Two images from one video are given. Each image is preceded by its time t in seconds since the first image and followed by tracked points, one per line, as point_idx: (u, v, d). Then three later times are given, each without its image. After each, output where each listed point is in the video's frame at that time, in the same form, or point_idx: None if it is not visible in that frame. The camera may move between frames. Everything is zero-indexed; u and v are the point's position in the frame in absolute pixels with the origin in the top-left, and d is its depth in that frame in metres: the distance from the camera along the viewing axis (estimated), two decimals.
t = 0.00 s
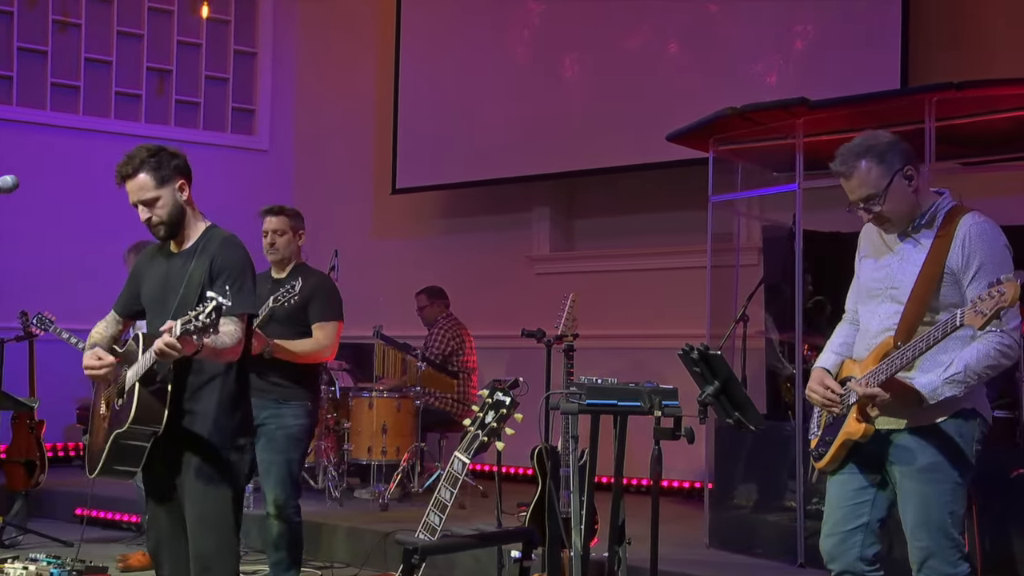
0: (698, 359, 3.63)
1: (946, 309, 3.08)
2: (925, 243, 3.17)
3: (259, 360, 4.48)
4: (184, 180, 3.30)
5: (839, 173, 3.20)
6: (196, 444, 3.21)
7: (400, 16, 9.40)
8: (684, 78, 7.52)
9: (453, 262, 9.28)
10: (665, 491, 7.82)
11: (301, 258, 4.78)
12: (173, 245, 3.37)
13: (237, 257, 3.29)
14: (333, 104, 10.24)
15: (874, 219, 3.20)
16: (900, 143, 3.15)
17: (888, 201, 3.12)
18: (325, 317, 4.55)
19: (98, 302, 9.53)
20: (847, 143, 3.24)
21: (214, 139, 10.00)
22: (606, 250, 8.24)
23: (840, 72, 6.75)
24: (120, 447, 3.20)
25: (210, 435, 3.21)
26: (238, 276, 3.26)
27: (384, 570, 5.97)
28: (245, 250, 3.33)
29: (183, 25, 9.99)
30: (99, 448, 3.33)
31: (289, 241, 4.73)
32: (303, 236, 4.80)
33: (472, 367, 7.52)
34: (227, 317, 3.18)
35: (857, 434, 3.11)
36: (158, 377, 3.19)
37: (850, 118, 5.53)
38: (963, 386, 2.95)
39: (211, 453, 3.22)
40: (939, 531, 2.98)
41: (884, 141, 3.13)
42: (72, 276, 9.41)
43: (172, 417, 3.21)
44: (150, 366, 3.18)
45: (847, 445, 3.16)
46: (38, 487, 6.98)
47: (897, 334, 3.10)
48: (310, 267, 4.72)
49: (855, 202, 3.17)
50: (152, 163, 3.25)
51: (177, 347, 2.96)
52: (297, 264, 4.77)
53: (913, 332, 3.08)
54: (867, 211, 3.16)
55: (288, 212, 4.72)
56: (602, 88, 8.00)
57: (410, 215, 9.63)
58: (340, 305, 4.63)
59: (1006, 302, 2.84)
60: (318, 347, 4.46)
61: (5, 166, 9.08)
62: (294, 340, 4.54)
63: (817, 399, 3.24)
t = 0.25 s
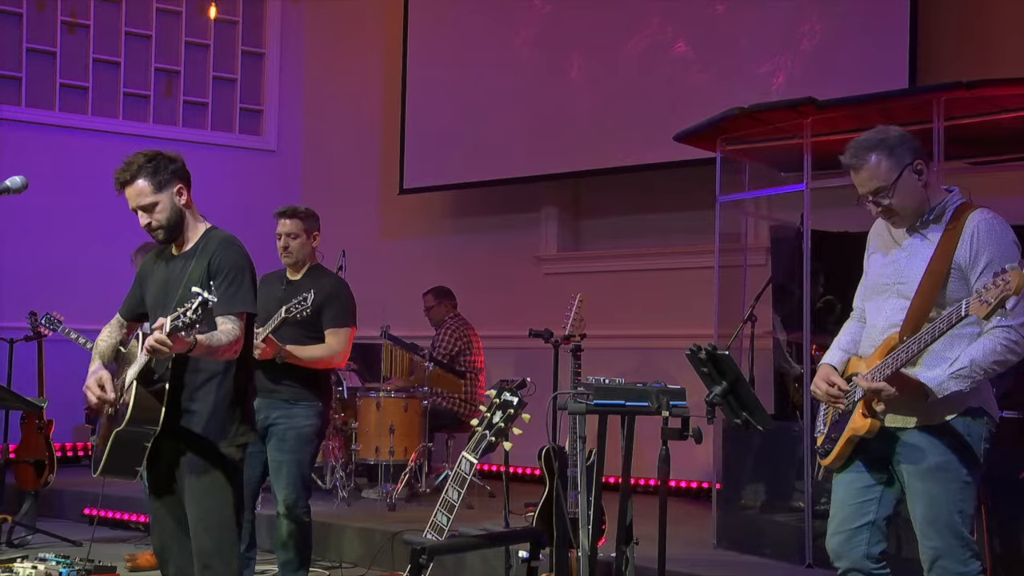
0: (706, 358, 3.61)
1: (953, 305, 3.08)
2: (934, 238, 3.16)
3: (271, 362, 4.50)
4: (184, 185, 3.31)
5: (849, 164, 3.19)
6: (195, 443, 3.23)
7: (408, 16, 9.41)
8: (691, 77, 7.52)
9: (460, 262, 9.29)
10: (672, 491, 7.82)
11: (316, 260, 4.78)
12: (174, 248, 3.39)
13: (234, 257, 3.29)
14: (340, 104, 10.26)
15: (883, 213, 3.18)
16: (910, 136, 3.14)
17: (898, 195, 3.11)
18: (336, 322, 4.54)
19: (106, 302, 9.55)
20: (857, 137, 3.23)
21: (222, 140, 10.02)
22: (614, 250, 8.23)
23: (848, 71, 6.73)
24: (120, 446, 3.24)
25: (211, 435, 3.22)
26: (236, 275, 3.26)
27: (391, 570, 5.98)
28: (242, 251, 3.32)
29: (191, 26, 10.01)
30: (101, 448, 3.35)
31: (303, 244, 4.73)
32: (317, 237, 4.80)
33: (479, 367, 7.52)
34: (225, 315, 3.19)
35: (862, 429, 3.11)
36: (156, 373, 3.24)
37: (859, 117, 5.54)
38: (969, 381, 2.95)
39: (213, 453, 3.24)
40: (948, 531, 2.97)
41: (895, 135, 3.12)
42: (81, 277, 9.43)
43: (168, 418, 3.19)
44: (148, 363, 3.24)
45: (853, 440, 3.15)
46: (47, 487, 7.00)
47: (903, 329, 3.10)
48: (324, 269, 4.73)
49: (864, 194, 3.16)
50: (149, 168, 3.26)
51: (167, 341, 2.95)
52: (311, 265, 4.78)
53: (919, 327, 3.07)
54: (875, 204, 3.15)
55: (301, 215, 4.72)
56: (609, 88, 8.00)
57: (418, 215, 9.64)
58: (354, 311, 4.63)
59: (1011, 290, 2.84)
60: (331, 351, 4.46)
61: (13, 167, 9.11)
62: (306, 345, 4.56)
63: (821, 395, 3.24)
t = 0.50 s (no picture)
0: (714, 359, 3.61)
1: (961, 308, 3.07)
2: (943, 241, 3.15)
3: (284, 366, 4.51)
4: (191, 185, 3.33)
5: (854, 170, 3.18)
6: (196, 441, 3.24)
7: (416, 16, 9.41)
8: (699, 77, 7.51)
9: (469, 262, 9.29)
10: (680, 492, 7.82)
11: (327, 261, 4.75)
12: (180, 248, 3.40)
13: (238, 257, 3.29)
14: (349, 104, 10.27)
15: (890, 217, 3.17)
16: (917, 141, 3.13)
17: (905, 200, 3.11)
18: (346, 325, 4.55)
19: (115, 303, 9.58)
20: (864, 142, 3.22)
21: (231, 140, 10.04)
22: (622, 251, 8.23)
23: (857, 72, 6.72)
24: (122, 444, 3.22)
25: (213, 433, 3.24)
26: (242, 276, 3.27)
27: (399, 570, 5.98)
28: (246, 252, 3.33)
29: (200, 26, 10.03)
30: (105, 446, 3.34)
31: (313, 248, 4.69)
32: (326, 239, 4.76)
33: (487, 367, 7.52)
34: (230, 317, 3.20)
35: (871, 432, 3.10)
36: (160, 370, 3.23)
37: (867, 117, 5.53)
38: (979, 385, 2.94)
39: (214, 451, 3.25)
40: (956, 533, 2.96)
41: (902, 139, 3.12)
42: (90, 277, 9.45)
43: (170, 414, 3.22)
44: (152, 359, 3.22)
45: (861, 443, 3.15)
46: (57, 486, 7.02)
47: (912, 333, 3.09)
48: (336, 271, 4.72)
49: (871, 200, 3.16)
50: (157, 168, 3.28)
51: (171, 338, 2.95)
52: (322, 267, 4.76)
53: (927, 332, 3.06)
54: (883, 209, 3.15)
55: (309, 220, 4.67)
56: (617, 89, 7.99)
57: (426, 215, 9.65)
58: (364, 311, 4.64)
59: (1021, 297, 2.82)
60: (343, 354, 4.48)
61: (22, 168, 9.13)
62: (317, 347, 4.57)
63: (831, 397, 3.24)
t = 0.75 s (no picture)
0: (723, 359, 3.61)
1: (971, 307, 3.06)
2: (953, 240, 3.15)
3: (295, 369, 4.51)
4: (201, 186, 3.33)
5: (865, 170, 3.17)
6: (206, 438, 3.24)
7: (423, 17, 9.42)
8: (706, 77, 7.50)
9: (476, 262, 9.29)
10: (688, 492, 7.81)
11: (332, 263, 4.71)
12: (185, 247, 3.40)
13: (247, 256, 3.31)
14: (356, 105, 10.28)
15: (901, 217, 3.16)
16: (927, 139, 3.12)
17: (916, 199, 3.10)
18: (355, 326, 4.56)
19: (123, 302, 9.60)
20: (873, 141, 3.20)
21: (239, 141, 10.05)
22: (629, 251, 8.23)
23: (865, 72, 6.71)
24: (133, 440, 3.32)
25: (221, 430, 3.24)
26: (252, 275, 3.28)
27: (407, 571, 5.99)
28: (254, 252, 3.34)
29: (208, 27, 10.05)
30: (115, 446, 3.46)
31: (315, 254, 4.64)
32: (330, 242, 4.68)
33: (494, 367, 7.53)
34: (239, 316, 3.20)
35: (881, 433, 3.10)
36: (171, 370, 3.27)
37: (876, 117, 5.52)
38: (989, 385, 2.95)
39: (223, 448, 3.24)
40: (965, 534, 2.96)
41: (913, 139, 3.11)
42: (98, 277, 9.48)
43: (181, 411, 3.23)
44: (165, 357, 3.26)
45: (871, 444, 3.14)
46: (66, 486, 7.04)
47: (922, 332, 3.08)
48: (340, 274, 4.69)
49: (882, 199, 3.15)
50: (167, 169, 3.28)
51: (189, 335, 2.97)
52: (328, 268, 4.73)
53: (937, 330, 3.05)
54: (893, 208, 3.14)
55: (309, 227, 4.61)
56: (625, 89, 7.99)
57: (433, 215, 9.65)
58: (371, 312, 4.65)
59: None
60: (354, 354, 4.48)
61: (30, 168, 9.15)
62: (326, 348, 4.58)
63: (840, 399, 3.23)
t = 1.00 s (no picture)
0: (730, 359, 3.61)
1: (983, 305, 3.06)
2: (966, 238, 3.14)
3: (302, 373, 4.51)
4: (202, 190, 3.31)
5: (878, 164, 3.16)
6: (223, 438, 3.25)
7: (431, 17, 9.42)
8: (715, 77, 7.49)
9: (483, 262, 9.29)
10: (696, 492, 7.80)
11: (335, 265, 4.71)
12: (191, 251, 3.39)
13: (255, 257, 3.32)
14: (364, 105, 10.29)
15: (913, 213, 3.15)
16: (942, 136, 3.12)
17: (929, 195, 3.09)
18: (362, 326, 4.56)
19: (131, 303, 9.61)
20: (887, 137, 3.20)
21: (246, 141, 10.07)
22: (637, 251, 8.22)
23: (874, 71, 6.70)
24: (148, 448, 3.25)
25: (240, 431, 3.25)
26: (261, 275, 3.30)
27: (415, 570, 5.98)
28: (262, 251, 3.36)
29: (216, 27, 10.06)
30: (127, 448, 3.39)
31: (317, 260, 4.64)
32: (330, 247, 4.66)
33: (502, 367, 7.52)
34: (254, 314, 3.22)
35: (891, 430, 3.10)
36: (190, 374, 3.24)
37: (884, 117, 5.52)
38: (1000, 382, 2.95)
39: (242, 448, 3.25)
40: (979, 534, 2.95)
41: (926, 135, 3.10)
42: (105, 276, 9.49)
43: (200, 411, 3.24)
44: (183, 364, 3.21)
45: (882, 442, 3.14)
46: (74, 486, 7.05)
47: (933, 329, 3.08)
48: (344, 278, 4.68)
49: (895, 194, 3.14)
50: (168, 175, 3.25)
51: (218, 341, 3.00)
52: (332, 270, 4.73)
53: (948, 326, 3.05)
54: (906, 204, 3.13)
55: (307, 237, 4.57)
56: (633, 88, 7.99)
57: (440, 216, 9.66)
58: (379, 313, 4.65)
59: None
60: (361, 355, 4.49)
61: (39, 168, 9.17)
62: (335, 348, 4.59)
63: (851, 396, 3.26)
